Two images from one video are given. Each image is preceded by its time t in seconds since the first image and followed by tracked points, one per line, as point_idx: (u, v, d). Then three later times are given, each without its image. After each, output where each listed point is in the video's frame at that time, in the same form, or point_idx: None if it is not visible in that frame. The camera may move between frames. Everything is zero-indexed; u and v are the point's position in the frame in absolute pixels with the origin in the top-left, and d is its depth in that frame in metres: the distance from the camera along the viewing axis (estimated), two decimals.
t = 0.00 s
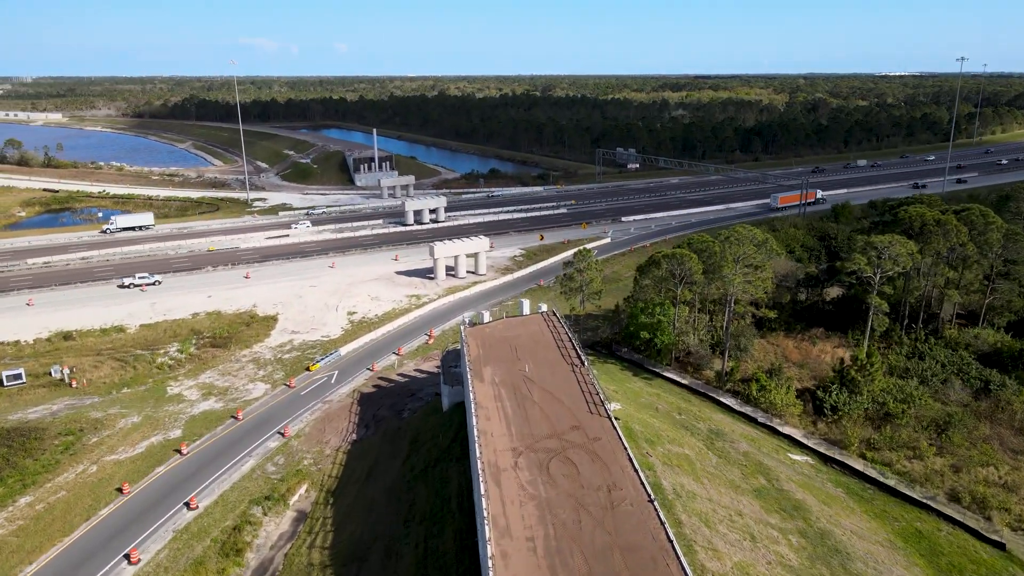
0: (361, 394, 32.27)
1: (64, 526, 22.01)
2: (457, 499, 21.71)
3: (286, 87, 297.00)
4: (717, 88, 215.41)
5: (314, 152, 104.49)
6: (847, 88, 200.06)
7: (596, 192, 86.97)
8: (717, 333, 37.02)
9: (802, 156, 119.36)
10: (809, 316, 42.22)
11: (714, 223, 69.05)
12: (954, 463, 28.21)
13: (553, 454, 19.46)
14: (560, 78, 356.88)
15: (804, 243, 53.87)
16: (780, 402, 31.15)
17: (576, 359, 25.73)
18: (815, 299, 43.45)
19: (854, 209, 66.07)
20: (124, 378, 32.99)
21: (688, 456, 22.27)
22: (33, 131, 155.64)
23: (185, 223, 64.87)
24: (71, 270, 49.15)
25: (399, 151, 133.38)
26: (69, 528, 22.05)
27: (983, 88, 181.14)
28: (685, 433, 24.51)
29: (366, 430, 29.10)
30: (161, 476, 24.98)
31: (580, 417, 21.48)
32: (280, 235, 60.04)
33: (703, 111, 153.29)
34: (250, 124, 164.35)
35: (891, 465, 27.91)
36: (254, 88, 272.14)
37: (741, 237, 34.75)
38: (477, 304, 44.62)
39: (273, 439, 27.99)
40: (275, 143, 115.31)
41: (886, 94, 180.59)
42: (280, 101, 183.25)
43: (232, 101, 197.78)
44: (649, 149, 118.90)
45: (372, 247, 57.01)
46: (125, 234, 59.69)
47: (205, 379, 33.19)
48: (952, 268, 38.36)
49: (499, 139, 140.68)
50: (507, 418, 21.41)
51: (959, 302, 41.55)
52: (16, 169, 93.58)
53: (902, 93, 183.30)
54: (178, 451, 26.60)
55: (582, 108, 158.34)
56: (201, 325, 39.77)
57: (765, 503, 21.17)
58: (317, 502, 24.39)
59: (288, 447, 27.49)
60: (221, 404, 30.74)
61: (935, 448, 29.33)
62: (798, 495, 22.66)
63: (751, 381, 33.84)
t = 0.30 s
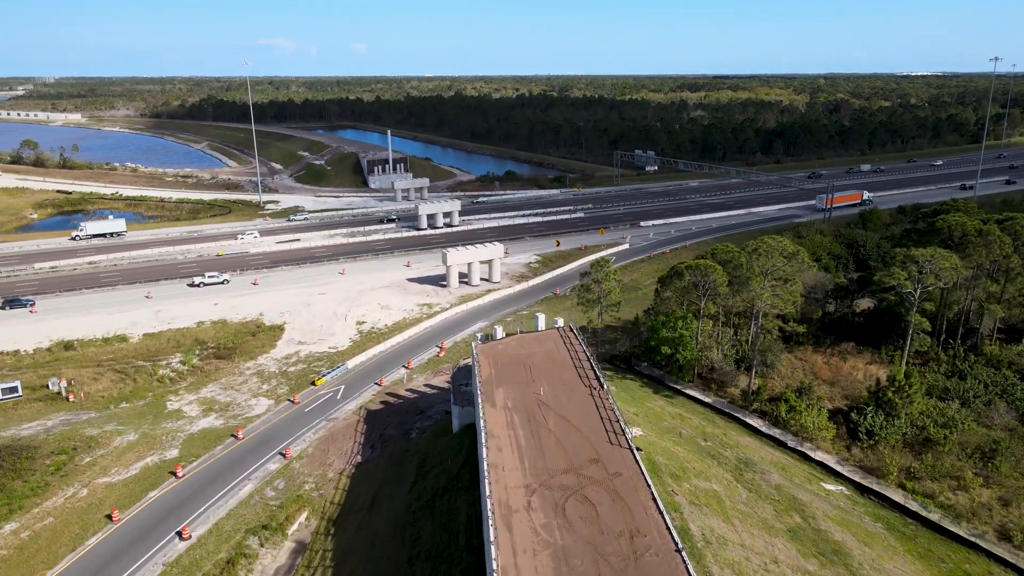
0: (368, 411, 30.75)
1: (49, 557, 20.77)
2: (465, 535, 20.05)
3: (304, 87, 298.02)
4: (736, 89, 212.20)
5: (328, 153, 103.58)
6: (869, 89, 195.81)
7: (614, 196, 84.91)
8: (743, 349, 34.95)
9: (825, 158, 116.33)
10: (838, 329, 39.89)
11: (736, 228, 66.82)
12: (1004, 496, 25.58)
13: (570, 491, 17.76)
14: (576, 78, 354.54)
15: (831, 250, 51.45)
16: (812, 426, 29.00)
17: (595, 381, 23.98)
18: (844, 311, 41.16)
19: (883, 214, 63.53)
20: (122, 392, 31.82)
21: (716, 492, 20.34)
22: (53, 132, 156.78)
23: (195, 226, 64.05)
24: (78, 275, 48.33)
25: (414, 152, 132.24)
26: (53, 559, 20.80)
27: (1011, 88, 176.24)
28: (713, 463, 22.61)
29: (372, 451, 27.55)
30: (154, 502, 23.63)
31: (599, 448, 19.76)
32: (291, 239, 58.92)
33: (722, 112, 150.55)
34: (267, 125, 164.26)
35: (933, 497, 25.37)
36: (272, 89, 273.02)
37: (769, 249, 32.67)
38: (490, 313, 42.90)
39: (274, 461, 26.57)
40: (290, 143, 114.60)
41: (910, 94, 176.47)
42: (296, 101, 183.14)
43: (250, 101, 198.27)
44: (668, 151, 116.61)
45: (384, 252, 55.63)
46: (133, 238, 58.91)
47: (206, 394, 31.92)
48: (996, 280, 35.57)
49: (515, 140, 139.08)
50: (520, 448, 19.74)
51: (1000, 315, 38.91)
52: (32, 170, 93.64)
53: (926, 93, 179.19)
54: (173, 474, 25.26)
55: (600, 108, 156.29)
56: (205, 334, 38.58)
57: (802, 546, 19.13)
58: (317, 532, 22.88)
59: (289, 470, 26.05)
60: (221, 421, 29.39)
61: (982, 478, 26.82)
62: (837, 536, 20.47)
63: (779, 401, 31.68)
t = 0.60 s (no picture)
0: (364, 424, 29.17)
1: None
2: (462, 571, 18.43)
3: (310, 81, 296.69)
4: (744, 83, 209.26)
5: (331, 149, 102.04)
6: (880, 83, 192.69)
7: (621, 193, 83.05)
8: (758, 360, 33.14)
9: (837, 153, 113.96)
10: (857, 336, 37.99)
11: (747, 227, 64.85)
12: None
13: (577, 530, 16.14)
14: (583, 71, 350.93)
15: (847, 252, 49.42)
16: (835, 444, 27.02)
17: (604, 402, 22.29)
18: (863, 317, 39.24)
19: (899, 213, 61.49)
20: (107, 403, 30.45)
21: (737, 527, 18.69)
22: (55, 127, 155.63)
23: (193, 224, 62.62)
24: (70, 276, 46.95)
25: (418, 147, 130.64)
26: None
27: None
28: (732, 490, 20.94)
29: (366, 468, 25.99)
30: (133, 528, 22.12)
31: (609, 479, 18.12)
32: (290, 238, 57.38)
33: (730, 107, 148.01)
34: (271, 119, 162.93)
35: (968, 523, 23.26)
36: (277, 82, 271.75)
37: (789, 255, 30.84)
38: (493, 318, 41.22)
39: (263, 481, 25.04)
40: (292, 139, 113.10)
41: (921, 88, 173.28)
42: (301, 96, 181.64)
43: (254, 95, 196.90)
44: (676, 146, 114.55)
45: (385, 252, 54.08)
46: (128, 238, 57.61)
47: (195, 405, 30.44)
48: None
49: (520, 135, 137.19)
50: (524, 479, 18.11)
51: None
52: (31, 166, 92.41)
53: (936, 87, 176.20)
54: (154, 495, 23.79)
55: (607, 102, 154.33)
56: (197, 340, 37.15)
57: None
58: (305, 561, 21.36)
59: (278, 491, 24.51)
60: (209, 436, 27.88)
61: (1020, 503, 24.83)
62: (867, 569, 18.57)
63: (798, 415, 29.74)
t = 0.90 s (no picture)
0: (354, 430, 27.63)
1: None
2: None
3: (308, 64, 292.84)
4: (748, 67, 205.56)
5: (327, 134, 99.85)
6: (885, 66, 189.23)
7: (624, 180, 81.04)
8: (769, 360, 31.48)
9: (843, 138, 111.58)
10: (872, 333, 36.28)
11: (753, 216, 62.99)
12: None
13: (579, 563, 14.60)
14: (583, 53, 344.88)
15: (858, 242, 47.35)
16: (854, 453, 25.37)
17: (609, 412, 20.68)
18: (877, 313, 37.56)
19: (911, 202, 59.58)
20: (84, 407, 28.91)
21: (755, 555, 17.29)
22: (48, 111, 153.12)
23: (184, 213, 60.81)
24: (53, 268, 45.26)
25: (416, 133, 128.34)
26: None
27: None
28: (748, 511, 19.48)
29: (355, 479, 24.47)
30: (103, 548, 20.68)
31: (615, 503, 16.56)
32: (282, 227, 55.61)
33: (733, 91, 145.18)
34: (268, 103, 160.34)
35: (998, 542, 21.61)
36: (275, 66, 268.21)
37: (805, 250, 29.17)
38: (491, 313, 39.54)
39: (245, 494, 23.55)
40: (288, 123, 110.84)
41: (928, 72, 170.05)
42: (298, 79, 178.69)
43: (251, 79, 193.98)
44: (679, 132, 112.23)
45: (380, 242, 52.32)
46: (115, 228, 55.87)
47: (177, 409, 28.91)
48: None
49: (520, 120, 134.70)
50: (521, 503, 16.54)
51: None
52: (20, 152, 90.28)
53: (941, 71, 172.90)
54: (129, 510, 22.33)
55: (609, 86, 151.66)
56: (182, 337, 35.58)
57: None
58: None
59: (261, 505, 23.04)
60: (190, 444, 26.37)
61: None
62: None
63: (813, 421, 28.07)
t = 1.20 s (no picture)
0: (342, 447, 25.96)
1: None
2: None
3: (307, 64, 291.36)
4: (748, 67, 203.87)
5: (323, 134, 98.22)
6: (886, 66, 187.55)
7: (625, 181, 79.35)
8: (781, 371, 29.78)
9: (846, 138, 109.94)
10: (888, 341, 34.64)
11: (759, 218, 61.34)
12: None
13: None
14: (583, 53, 343.32)
15: (868, 245, 45.65)
16: (875, 474, 23.71)
17: (614, 433, 19.04)
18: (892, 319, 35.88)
19: (921, 204, 57.94)
20: (55, 422, 27.25)
21: None
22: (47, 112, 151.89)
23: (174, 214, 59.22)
24: (35, 272, 43.65)
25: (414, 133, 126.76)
26: None
27: None
28: (767, 546, 17.88)
29: (342, 501, 22.82)
30: None
31: (621, 539, 14.92)
32: (275, 229, 53.99)
33: (735, 90, 143.61)
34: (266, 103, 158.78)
35: None
36: (274, 65, 266.83)
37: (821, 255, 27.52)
38: (488, 320, 37.86)
39: (222, 518, 21.91)
40: (285, 123, 109.27)
41: (930, 71, 168.35)
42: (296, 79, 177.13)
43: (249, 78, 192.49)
44: (680, 131, 110.60)
45: (374, 245, 50.69)
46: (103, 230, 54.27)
47: (155, 424, 27.29)
48: None
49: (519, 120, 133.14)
50: (517, 539, 14.90)
51: None
52: (12, 152, 88.67)
53: (943, 70, 171.23)
54: (96, 537, 20.70)
55: (609, 86, 150.00)
56: (165, 345, 33.95)
57: None
58: None
59: (238, 531, 21.39)
60: (166, 462, 24.70)
61: None
62: None
63: (829, 436, 26.44)
